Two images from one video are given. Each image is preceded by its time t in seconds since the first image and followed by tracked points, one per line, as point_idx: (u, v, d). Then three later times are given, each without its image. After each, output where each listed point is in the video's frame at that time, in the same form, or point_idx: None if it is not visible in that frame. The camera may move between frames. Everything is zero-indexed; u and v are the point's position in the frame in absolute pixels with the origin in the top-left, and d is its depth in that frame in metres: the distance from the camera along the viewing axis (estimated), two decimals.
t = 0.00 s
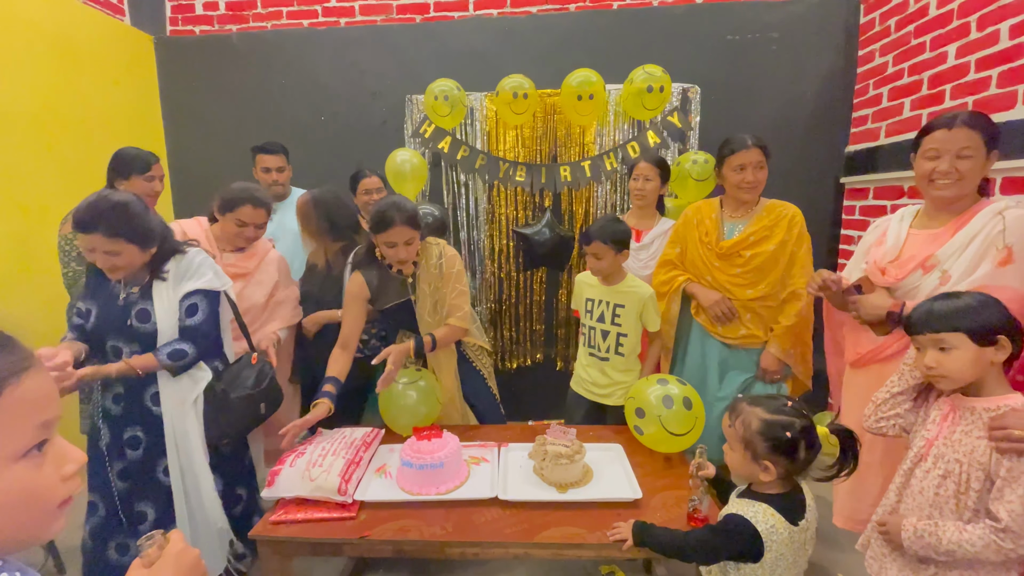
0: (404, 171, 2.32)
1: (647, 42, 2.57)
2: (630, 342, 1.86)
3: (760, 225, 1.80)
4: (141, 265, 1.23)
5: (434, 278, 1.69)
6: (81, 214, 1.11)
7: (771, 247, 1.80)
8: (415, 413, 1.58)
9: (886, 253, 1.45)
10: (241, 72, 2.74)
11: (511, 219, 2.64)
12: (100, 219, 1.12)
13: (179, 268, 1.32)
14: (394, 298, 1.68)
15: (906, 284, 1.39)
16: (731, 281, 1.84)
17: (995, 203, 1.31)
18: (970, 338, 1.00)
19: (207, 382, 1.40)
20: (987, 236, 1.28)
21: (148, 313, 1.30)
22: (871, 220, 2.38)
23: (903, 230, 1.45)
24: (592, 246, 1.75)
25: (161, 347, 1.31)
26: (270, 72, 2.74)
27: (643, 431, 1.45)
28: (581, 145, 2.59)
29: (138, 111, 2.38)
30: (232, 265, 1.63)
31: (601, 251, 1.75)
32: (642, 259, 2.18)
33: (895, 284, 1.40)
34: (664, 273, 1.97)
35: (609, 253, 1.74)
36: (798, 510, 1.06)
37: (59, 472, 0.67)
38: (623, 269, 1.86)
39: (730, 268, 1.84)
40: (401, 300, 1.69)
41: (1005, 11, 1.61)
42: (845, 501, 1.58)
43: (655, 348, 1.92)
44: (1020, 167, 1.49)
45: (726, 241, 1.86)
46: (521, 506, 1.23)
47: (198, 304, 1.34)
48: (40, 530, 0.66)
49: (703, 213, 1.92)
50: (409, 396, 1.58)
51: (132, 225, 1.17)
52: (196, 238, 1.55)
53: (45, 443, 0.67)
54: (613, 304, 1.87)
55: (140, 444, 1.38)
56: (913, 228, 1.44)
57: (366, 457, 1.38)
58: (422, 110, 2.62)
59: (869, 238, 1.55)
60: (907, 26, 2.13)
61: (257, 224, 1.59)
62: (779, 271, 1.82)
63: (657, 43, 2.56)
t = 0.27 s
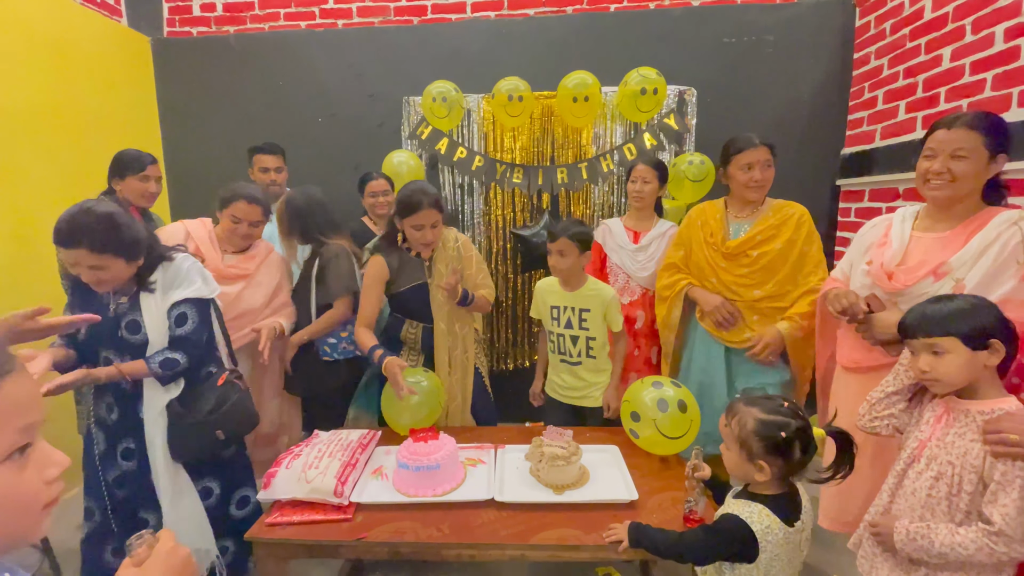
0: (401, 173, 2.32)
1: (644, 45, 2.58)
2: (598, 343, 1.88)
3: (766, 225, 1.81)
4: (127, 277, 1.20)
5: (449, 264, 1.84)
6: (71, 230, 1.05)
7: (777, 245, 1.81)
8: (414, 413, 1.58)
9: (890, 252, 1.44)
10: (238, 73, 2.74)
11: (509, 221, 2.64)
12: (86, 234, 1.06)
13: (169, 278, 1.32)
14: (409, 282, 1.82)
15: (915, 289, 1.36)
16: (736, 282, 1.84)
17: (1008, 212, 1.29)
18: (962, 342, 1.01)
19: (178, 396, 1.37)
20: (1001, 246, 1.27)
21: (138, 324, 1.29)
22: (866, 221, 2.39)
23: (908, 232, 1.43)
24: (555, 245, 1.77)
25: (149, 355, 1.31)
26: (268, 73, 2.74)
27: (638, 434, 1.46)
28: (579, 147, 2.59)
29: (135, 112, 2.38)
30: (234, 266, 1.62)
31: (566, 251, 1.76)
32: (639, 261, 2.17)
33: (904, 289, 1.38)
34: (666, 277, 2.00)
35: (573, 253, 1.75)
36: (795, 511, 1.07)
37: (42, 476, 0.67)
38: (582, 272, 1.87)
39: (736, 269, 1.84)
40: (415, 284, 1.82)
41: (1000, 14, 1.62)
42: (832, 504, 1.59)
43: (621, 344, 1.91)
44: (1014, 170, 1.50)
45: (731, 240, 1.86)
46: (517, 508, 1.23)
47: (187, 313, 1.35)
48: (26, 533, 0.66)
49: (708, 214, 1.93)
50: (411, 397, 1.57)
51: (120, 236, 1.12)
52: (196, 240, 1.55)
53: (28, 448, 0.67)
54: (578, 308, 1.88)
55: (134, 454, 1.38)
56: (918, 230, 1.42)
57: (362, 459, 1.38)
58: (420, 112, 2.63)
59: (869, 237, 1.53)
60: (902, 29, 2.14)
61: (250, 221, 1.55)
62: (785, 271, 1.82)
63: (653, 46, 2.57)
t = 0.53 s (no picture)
0: (398, 174, 2.32)
1: (640, 46, 2.58)
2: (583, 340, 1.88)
3: (774, 224, 1.81)
4: (124, 266, 1.14)
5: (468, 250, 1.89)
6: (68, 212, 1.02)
7: (787, 245, 1.80)
8: (411, 413, 1.57)
9: (877, 255, 1.40)
10: (234, 74, 2.74)
11: (507, 222, 2.65)
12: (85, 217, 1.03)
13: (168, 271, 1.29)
14: (431, 267, 1.88)
15: (899, 295, 1.33)
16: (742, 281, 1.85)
17: (998, 216, 1.26)
18: (955, 344, 1.01)
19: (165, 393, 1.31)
20: (994, 252, 1.23)
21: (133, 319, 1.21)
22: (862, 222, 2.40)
23: (894, 232, 1.41)
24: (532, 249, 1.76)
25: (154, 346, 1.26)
26: (264, 74, 2.74)
27: (635, 434, 1.47)
28: (577, 148, 2.59)
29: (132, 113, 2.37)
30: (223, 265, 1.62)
31: (542, 251, 1.75)
32: (637, 262, 2.17)
33: (889, 293, 1.35)
34: (677, 278, 1.98)
35: (548, 253, 1.74)
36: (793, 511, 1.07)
37: (29, 477, 0.70)
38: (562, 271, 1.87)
39: (743, 268, 1.84)
40: (437, 270, 1.88)
41: (995, 16, 1.63)
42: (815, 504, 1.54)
43: (604, 343, 1.89)
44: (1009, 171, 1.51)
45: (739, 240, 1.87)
46: (514, 509, 1.23)
47: (188, 306, 1.33)
48: (15, 533, 0.69)
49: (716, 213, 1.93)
50: (409, 398, 1.57)
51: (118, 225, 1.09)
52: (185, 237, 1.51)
53: (13, 450, 0.69)
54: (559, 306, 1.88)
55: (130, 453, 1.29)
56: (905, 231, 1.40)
57: (359, 460, 1.38)
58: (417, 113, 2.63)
59: (855, 236, 1.50)
60: (898, 30, 2.15)
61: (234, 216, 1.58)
62: (791, 271, 1.82)
63: (650, 47, 2.58)
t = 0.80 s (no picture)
0: (395, 174, 2.32)
1: (637, 46, 2.58)
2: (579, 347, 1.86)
3: (780, 226, 1.79)
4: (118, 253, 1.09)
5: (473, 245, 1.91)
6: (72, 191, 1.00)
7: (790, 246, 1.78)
8: (409, 413, 1.57)
9: (848, 261, 1.36)
10: (230, 74, 2.73)
11: (504, 222, 2.65)
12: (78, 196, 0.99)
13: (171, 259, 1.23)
14: (433, 263, 1.86)
15: (876, 304, 1.31)
16: (746, 282, 1.84)
17: (959, 217, 1.26)
18: (947, 344, 1.02)
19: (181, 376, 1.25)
20: (961, 254, 1.23)
21: (138, 306, 1.17)
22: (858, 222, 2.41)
23: (859, 237, 1.38)
24: (524, 263, 1.72)
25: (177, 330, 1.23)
26: (260, 73, 2.73)
27: (631, 434, 1.47)
28: (574, 148, 2.59)
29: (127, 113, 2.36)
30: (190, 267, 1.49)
31: (534, 266, 1.72)
32: (636, 262, 2.17)
33: (867, 303, 1.32)
34: (682, 275, 2.00)
35: (540, 268, 1.72)
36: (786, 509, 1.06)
37: (13, 482, 0.69)
38: (558, 276, 1.86)
39: (745, 268, 1.83)
40: (438, 266, 1.87)
41: (989, 16, 1.64)
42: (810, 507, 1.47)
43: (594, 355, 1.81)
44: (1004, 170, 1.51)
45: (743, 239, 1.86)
46: (510, 509, 1.23)
47: (202, 287, 1.31)
48: (2, 536, 0.69)
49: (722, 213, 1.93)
50: (405, 397, 1.57)
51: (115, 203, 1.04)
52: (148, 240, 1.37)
53: None
54: (555, 313, 1.87)
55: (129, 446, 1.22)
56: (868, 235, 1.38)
57: (355, 461, 1.37)
58: (413, 113, 2.62)
59: (822, 242, 1.45)
60: (893, 31, 2.16)
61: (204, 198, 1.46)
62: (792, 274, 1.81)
63: (646, 47, 2.58)
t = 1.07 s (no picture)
0: (394, 173, 2.31)
1: (635, 46, 2.59)
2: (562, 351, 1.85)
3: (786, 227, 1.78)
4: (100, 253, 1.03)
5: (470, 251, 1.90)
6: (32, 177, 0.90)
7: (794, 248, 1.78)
8: (408, 413, 1.57)
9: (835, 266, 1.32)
10: (229, 73, 2.73)
11: (502, 221, 2.65)
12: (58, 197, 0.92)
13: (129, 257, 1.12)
14: (432, 270, 1.87)
15: (868, 309, 1.29)
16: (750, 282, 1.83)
17: (927, 215, 1.29)
18: (942, 343, 1.03)
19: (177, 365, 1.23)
20: (937, 253, 1.26)
21: (115, 306, 1.11)
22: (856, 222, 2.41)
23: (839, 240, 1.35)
24: (502, 278, 1.71)
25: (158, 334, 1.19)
26: (259, 73, 2.73)
27: (631, 432, 1.47)
28: (573, 147, 2.60)
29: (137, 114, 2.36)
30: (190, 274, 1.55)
31: (511, 279, 1.70)
32: (635, 262, 2.19)
33: (863, 308, 1.29)
34: (686, 275, 2.00)
35: (514, 280, 1.70)
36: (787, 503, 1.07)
37: (15, 484, 0.73)
38: (535, 283, 1.83)
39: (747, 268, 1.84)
40: (437, 273, 1.88)
41: (986, 17, 1.64)
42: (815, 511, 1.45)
43: (551, 371, 1.71)
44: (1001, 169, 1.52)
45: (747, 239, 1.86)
46: (510, 507, 1.23)
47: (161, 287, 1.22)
48: (3, 539, 0.72)
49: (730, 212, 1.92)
50: (405, 397, 1.57)
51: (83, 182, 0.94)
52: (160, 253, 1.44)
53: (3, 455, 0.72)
54: (536, 320, 1.86)
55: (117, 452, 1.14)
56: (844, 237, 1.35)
57: (355, 460, 1.38)
58: (412, 112, 2.62)
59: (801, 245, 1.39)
60: (890, 31, 2.17)
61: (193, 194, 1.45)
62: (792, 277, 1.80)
63: (645, 47, 2.58)
